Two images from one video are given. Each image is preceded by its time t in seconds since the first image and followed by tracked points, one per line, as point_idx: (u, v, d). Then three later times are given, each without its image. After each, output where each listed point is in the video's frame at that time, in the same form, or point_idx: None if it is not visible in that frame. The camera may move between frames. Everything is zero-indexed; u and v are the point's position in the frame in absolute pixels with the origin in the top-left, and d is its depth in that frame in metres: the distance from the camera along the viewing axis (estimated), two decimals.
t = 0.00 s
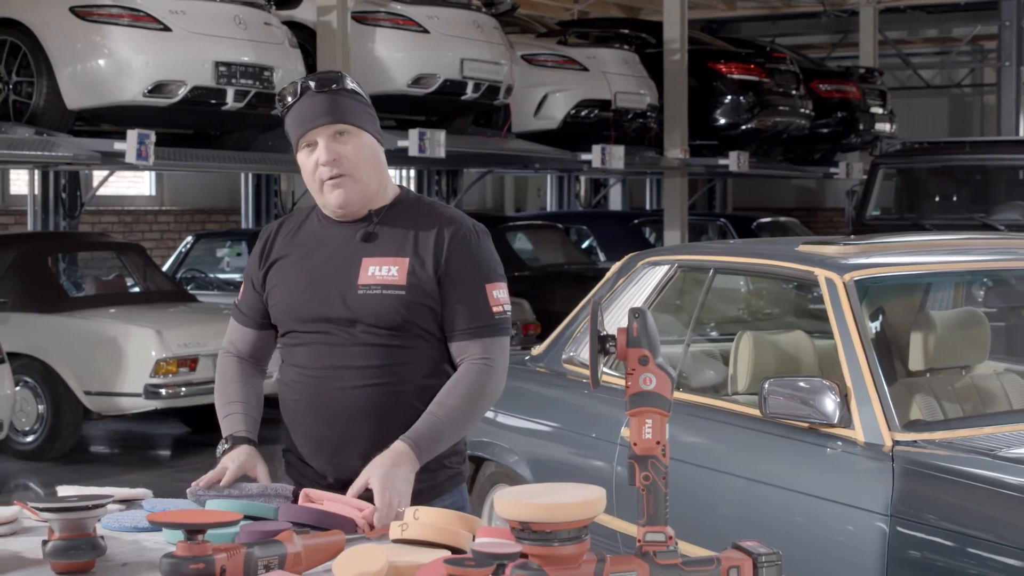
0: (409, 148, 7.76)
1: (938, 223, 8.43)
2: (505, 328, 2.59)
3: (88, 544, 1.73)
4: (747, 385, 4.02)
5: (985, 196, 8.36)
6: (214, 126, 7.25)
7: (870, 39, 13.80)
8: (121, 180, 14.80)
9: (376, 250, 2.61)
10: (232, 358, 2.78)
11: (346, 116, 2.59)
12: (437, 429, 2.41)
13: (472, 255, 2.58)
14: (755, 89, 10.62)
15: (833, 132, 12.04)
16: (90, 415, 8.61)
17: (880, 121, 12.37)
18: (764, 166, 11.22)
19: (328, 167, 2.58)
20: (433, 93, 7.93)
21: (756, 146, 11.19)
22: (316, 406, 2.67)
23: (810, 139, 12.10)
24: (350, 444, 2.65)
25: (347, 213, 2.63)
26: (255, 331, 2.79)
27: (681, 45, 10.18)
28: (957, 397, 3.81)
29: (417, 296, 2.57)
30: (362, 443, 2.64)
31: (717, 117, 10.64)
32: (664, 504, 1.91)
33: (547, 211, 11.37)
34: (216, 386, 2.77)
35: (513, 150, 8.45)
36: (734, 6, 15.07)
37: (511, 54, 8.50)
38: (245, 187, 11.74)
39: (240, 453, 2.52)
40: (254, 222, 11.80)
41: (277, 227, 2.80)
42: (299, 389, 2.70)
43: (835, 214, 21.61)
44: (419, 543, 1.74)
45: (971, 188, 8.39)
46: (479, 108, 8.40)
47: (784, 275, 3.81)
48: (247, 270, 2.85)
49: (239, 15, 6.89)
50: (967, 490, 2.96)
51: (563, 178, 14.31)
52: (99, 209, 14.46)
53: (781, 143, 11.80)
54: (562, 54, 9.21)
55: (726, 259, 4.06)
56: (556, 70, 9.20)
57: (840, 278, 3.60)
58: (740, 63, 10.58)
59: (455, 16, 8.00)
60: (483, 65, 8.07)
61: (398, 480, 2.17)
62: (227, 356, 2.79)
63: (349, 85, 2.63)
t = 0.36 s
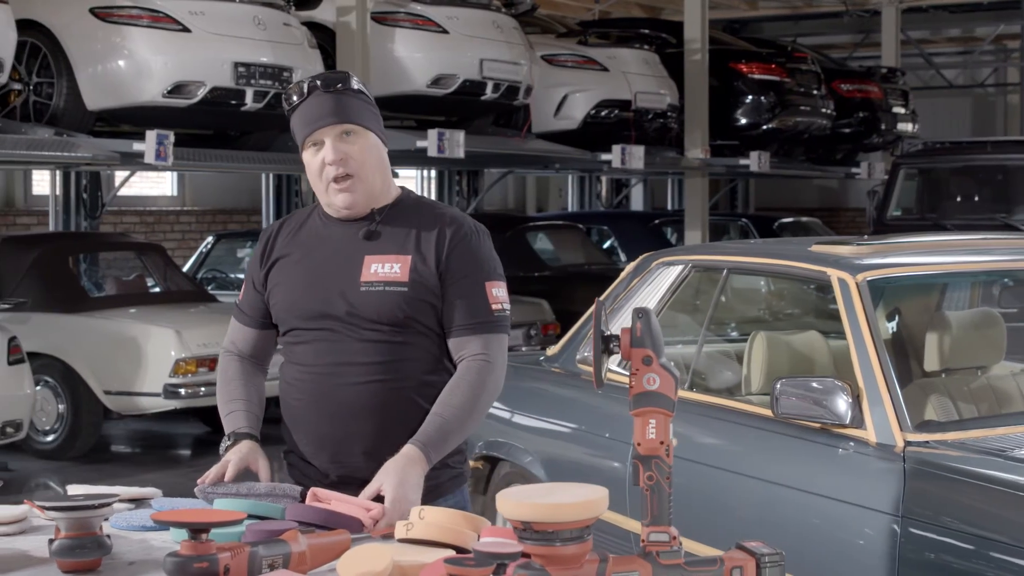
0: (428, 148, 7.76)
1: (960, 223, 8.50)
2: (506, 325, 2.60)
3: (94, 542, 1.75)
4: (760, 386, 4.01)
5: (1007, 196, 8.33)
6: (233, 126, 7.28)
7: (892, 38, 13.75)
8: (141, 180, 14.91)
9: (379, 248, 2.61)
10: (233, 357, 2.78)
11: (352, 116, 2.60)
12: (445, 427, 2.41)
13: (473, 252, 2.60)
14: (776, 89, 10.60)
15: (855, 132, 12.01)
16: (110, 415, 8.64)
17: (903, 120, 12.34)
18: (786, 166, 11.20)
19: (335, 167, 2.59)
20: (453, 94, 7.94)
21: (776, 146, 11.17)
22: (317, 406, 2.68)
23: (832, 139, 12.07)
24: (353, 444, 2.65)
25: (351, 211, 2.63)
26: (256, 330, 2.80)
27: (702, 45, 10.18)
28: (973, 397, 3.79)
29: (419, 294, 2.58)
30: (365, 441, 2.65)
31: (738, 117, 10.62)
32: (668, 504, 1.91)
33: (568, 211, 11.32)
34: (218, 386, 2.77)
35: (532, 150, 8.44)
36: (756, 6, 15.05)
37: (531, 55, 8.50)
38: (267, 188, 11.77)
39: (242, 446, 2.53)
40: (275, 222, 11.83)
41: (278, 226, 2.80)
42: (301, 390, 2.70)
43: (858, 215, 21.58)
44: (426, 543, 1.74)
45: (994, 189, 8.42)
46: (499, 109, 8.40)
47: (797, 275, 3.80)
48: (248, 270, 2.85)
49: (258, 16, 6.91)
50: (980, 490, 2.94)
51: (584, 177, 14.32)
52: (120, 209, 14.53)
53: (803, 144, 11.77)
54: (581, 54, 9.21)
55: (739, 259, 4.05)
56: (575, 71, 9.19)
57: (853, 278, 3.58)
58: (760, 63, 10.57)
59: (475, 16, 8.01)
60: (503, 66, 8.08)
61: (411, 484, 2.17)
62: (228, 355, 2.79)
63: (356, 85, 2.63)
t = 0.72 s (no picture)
0: (445, 148, 7.75)
1: (978, 223, 8.81)
2: (510, 329, 2.60)
3: (95, 541, 1.76)
4: (770, 385, 3.99)
5: None
6: (249, 127, 7.29)
7: (912, 37, 13.70)
8: (162, 180, 14.94)
9: (382, 252, 2.62)
10: (237, 354, 2.80)
11: (351, 133, 2.54)
12: (449, 433, 2.41)
13: (477, 256, 2.60)
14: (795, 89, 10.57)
15: (875, 131, 11.98)
16: (127, 414, 8.66)
17: (923, 120, 12.31)
18: (806, 166, 11.18)
19: (336, 185, 2.58)
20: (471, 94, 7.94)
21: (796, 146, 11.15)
22: (320, 408, 2.68)
23: (851, 139, 12.04)
24: (356, 446, 2.66)
25: (353, 217, 2.63)
26: (260, 329, 2.82)
27: (720, 45, 10.17)
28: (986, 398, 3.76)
29: (422, 298, 2.59)
30: (367, 443, 2.65)
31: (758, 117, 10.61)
32: (667, 504, 1.91)
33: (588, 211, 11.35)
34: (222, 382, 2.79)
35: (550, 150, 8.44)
36: (776, 6, 15.02)
37: (549, 55, 8.49)
38: (285, 188, 11.78)
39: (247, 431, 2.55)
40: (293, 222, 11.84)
41: (283, 225, 2.81)
42: (304, 391, 2.71)
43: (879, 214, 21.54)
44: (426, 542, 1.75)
45: (1011, 187, 8.72)
46: (517, 109, 8.40)
47: (807, 275, 3.79)
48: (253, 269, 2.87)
49: (275, 17, 6.92)
50: (990, 492, 2.93)
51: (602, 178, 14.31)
52: (139, 209, 14.55)
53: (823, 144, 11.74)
54: (599, 54, 9.20)
55: (750, 259, 4.04)
56: (594, 70, 9.19)
57: (862, 278, 3.57)
58: (780, 63, 10.55)
59: (493, 16, 8.01)
60: (520, 65, 8.08)
61: (414, 482, 2.17)
62: (232, 352, 2.81)
63: (356, 99, 2.56)
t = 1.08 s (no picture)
0: (462, 148, 7.73)
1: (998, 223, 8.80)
2: (513, 338, 2.60)
3: (93, 540, 1.78)
4: (779, 385, 3.98)
5: None
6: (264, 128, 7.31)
7: (932, 37, 13.66)
8: (182, 180, 15.00)
9: (384, 258, 2.64)
10: (238, 348, 2.82)
11: (350, 153, 2.49)
12: (448, 440, 2.42)
13: (480, 264, 2.60)
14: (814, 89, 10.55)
15: (895, 131, 11.95)
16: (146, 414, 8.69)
17: (943, 120, 12.27)
18: (825, 166, 11.16)
19: (332, 204, 2.55)
20: (488, 94, 7.94)
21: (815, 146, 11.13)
22: (320, 409, 2.70)
23: (870, 139, 12.00)
24: (355, 448, 2.67)
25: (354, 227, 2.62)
26: (262, 326, 2.83)
27: (738, 45, 10.15)
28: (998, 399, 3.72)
29: (422, 305, 2.60)
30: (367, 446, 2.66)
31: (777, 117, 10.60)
32: (664, 504, 1.91)
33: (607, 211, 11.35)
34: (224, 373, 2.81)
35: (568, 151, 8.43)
36: (797, 6, 14.99)
37: (566, 55, 8.49)
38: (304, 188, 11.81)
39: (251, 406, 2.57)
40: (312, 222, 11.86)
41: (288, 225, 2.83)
42: (304, 392, 2.73)
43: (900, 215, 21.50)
44: (426, 542, 1.75)
45: None
46: (535, 109, 8.39)
47: (815, 275, 3.78)
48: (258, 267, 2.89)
49: (292, 17, 6.93)
50: (999, 493, 2.92)
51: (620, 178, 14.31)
52: (159, 209, 14.59)
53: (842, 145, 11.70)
54: (618, 54, 9.19)
55: (760, 259, 4.03)
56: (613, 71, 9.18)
57: (870, 279, 3.56)
58: (798, 63, 10.53)
59: (511, 17, 8.02)
60: (537, 66, 8.08)
61: (414, 482, 2.18)
62: (233, 345, 2.83)
63: (354, 117, 2.51)
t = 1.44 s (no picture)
0: (478, 148, 7.73)
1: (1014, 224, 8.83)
2: (517, 338, 2.60)
3: (91, 539, 1.80)
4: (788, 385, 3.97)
5: None
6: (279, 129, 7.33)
7: (952, 37, 13.63)
8: (203, 180, 15.04)
9: (388, 257, 2.64)
10: (244, 345, 2.83)
11: (356, 138, 2.55)
12: (450, 437, 2.42)
13: (484, 263, 2.60)
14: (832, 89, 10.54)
15: (915, 132, 11.92)
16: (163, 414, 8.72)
17: (963, 120, 12.23)
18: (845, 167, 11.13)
19: (341, 192, 2.59)
20: (505, 94, 7.94)
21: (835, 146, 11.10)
22: (325, 407, 2.70)
23: (889, 140, 11.97)
24: (359, 445, 2.68)
25: (359, 223, 2.64)
26: (268, 325, 2.85)
27: (757, 45, 10.13)
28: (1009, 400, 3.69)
29: (426, 304, 2.60)
30: (371, 444, 2.67)
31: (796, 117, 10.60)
32: (661, 504, 1.91)
33: (626, 211, 11.35)
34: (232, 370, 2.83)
35: (586, 151, 8.41)
36: (817, 6, 14.96)
37: (583, 56, 8.48)
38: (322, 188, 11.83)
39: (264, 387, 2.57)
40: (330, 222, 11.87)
41: (294, 225, 2.83)
42: (310, 390, 2.73)
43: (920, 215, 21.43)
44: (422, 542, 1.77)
45: None
46: (552, 110, 8.38)
47: (824, 274, 3.77)
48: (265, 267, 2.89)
49: (308, 18, 6.94)
50: (1007, 495, 2.91)
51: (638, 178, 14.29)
52: (179, 210, 14.64)
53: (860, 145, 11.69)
54: (635, 55, 9.20)
55: (772, 260, 4.01)
56: (630, 71, 9.18)
57: (877, 279, 3.56)
58: (817, 63, 10.51)
59: (529, 19, 8.02)
60: (553, 66, 8.09)
61: (414, 480, 2.18)
62: (240, 343, 2.84)
63: (359, 105, 2.57)
